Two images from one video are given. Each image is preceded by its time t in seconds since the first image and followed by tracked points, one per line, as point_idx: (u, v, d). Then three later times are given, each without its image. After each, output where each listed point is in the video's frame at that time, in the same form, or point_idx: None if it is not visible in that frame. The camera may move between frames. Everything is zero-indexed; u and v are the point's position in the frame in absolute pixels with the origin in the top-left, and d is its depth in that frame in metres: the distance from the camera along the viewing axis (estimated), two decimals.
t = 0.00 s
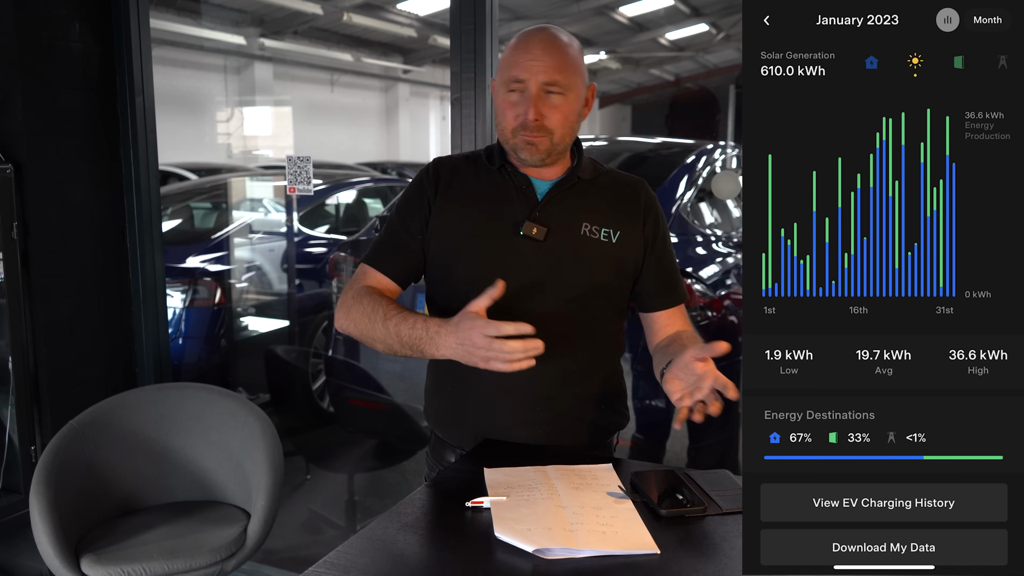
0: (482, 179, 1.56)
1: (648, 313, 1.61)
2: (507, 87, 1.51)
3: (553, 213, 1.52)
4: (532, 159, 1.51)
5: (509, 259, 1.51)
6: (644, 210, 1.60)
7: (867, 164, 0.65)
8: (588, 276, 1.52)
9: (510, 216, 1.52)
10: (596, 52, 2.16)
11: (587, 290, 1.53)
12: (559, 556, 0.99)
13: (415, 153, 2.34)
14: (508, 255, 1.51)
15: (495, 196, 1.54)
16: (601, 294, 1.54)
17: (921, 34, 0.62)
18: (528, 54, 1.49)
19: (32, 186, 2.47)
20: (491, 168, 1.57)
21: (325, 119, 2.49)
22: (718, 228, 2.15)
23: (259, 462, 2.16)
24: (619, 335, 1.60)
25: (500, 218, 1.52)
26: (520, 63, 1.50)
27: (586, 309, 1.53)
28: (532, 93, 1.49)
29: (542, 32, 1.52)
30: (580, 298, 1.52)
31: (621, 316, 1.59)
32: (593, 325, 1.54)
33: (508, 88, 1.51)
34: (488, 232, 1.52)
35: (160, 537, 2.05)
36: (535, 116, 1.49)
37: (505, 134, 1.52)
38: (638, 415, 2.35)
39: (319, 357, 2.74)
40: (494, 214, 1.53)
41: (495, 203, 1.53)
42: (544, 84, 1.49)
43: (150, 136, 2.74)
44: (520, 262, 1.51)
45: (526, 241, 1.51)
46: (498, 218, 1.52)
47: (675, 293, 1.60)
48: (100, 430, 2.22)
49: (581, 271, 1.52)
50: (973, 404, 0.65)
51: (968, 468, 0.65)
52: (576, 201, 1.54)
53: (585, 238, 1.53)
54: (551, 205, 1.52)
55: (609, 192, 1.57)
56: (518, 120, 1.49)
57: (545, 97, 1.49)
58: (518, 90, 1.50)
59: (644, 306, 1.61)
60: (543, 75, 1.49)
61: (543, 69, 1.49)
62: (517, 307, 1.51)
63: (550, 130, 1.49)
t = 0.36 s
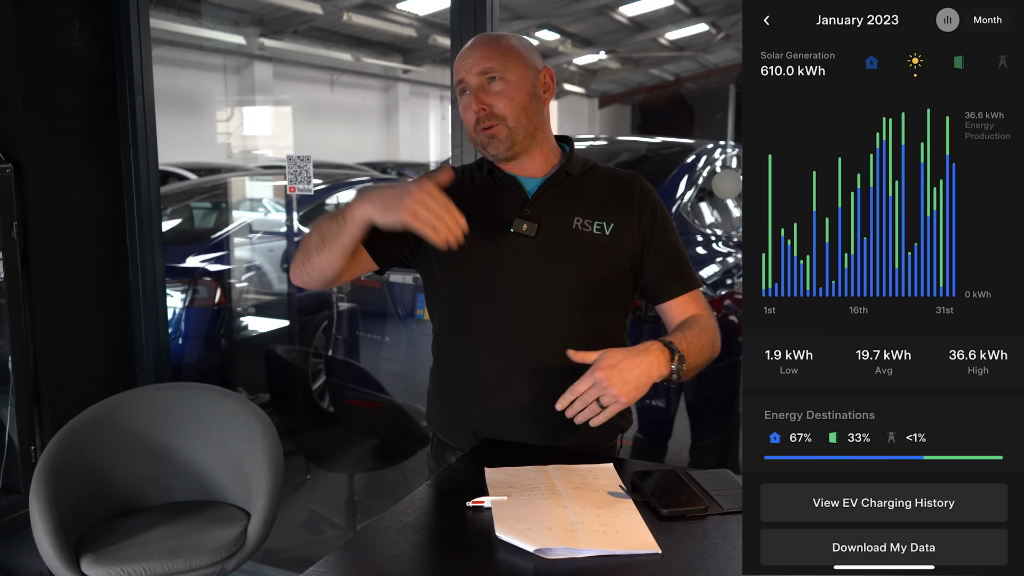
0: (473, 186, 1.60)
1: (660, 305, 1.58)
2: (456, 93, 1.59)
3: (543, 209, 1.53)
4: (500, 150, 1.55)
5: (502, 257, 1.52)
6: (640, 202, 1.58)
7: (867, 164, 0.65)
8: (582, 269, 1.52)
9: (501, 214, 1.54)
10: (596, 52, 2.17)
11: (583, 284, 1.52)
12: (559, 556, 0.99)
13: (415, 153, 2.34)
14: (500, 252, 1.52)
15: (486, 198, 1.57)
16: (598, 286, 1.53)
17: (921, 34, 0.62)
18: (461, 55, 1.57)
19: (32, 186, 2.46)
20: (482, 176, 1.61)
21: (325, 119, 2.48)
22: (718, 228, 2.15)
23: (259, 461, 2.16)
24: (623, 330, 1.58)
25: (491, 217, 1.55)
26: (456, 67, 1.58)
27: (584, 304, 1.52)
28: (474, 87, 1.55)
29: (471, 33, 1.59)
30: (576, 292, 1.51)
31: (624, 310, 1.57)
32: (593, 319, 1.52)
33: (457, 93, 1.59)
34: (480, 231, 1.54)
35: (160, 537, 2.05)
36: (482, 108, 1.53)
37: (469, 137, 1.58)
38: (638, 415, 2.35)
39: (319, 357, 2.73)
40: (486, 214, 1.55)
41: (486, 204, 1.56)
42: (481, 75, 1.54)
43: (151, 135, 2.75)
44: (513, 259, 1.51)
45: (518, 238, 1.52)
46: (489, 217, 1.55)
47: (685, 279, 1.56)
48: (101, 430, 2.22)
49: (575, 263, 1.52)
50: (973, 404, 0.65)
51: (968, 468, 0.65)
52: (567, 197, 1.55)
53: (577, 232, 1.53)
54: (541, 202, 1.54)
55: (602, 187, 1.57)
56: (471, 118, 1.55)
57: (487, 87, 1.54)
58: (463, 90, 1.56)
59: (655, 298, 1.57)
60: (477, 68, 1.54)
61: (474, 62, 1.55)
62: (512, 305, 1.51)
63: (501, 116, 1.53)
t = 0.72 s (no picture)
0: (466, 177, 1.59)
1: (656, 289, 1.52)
2: (489, 78, 1.57)
3: (535, 202, 1.54)
4: (519, 147, 1.54)
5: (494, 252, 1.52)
6: (633, 193, 1.58)
7: (866, 164, 0.65)
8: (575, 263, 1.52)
9: (493, 207, 1.54)
10: (596, 52, 2.17)
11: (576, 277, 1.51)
12: (560, 556, 0.99)
13: (415, 153, 2.34)
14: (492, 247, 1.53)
15: (480, 189, 1.57)
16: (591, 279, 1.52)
17: (920, 33, 0.62)
18: (506, 44, 1.55)
19: (33, 186, 2.47)
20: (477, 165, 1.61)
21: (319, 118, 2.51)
22: (718, 228, 2.16)
23: (259, 462, 2.16)
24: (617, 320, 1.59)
25: (483, 211, 1.55)
26: (499, 54, 1.55)
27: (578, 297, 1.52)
28: (513, 81, 1.54)
29: (519, 26, 1.57)
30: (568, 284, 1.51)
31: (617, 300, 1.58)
32: (585, 311, 1.53)
33: (490, 78, 1.56)
34: (473, 225, 1.55)
35: (161, 537, 2.05)
36: (518, 104, 1.53)
37: (491, 124, 1.56)
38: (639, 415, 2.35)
39: (319, 358, 2.73)
40: (478, 207, 1.55)
41: (478, 197, 1.56)
42: (525, 72, 1.54)
43: (152, 137, 2.72)
44: (506, 254, 1.52)
45: (510, 232, 1.52)
46: (481, 211, 1.55)
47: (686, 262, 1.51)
48: (102, 430, 2.22)
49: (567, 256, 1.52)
50: (973, 404, 0.65)
51: (968, 468, 0.65)
52: (559, 189, 1.55)
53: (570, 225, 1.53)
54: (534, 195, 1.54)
55: (595, 179, 1.57)
56: (501, 110, 1.54)
57: (526, 85, 1.54)
58: (500, 80, 1.55)
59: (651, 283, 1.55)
60: (524, 64, 1.54)
61: (522, 57, 1.54)
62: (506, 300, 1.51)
63: (533, 118, 1.53)
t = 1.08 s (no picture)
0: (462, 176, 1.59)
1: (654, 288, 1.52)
2: (485, 73, 1.53)
3: (532, 202, 1.53)
4: (517, 145, 1.53)
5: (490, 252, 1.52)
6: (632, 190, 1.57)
7: (867, 164, 0.65)
8: (573, 262, 1.52)
9: (490, 208, 1.54)
10: (596, 52, 2.17)
11: (572, 277, 1.51)
12: (562, 556, 1.00)
13: (416, 153, 2.34)
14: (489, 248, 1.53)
15: (476, 189, 1.56)
16: (588, 279, 1.52)
17: (921, 34, 0.62)
18: (504, 38, 1.52)
19: (36, 187, 2.48)
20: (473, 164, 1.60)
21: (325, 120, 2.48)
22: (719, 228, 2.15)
23: (261, 462, 2.16)
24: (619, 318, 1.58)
25: (480, 212, 1.54)
26: (497, 49, 1.52)
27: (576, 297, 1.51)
28: (511, 78, 1.51)
29: (516, 18, 1.54)
30: (563, 283, 1.51)
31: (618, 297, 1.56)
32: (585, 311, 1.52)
33: (486, 74, 1.53)
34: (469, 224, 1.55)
35: (163, 537, 2.05)
36: (516, 101, 1.50)
37: (487, 121, 1.53)
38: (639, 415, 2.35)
39: (321, 358, 2.73)
40: (474, 206, 1.55)
41: (473, 197, 1.56)
42: (523, 68, 1.51)
43: (154, 134, 2.73)
44: (504, 255, 1.52)
45: (506, 232, 1.52)
46: (478, 210, 1.55)
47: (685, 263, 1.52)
48: (103, 430, 2.22)
49: (565, 256, 1.51)
50: (973, 404, 0.65)
51: (967, 468, 0.65)
52: (556, 188, 1.54)
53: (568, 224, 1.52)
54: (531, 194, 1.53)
55: (593, 175, 1.56)
56: (499, 107, 1.51)
57: (525, 81, 1.52)
58: (498, 76, 1.52)
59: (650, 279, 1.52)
60: (523, 60, 1.51)
61: (522, 53, 1.51)
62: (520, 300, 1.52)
63: (532, 115, 1.51)
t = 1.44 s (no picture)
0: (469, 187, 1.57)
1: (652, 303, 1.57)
2: (494, 76, 1.51)
3: (541, 214, 1.52)
4: (527, 151, 1.51)
5: (498, 266, 1.52)
6: (641, 202, 1.58)
7: (867, 164, 0.65)
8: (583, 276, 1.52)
9: (499, 221, 1.53)
10: (596, 52, 2.17)
11: (580, 290, 1.52)
12: (566, 556, 1.00)
13: (416, 153, 2.34)
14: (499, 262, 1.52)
15: (483, 201, 1.55)
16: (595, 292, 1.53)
17: (921, 33, 0.62)
18: (514, 41, 1.49)
19: (38, 187, 2.49)
20: (477, 170, 1.57)
21: (326, 119, 2.53)
22: (719, 228, 2.15)
23: (263, 462, 2.16)
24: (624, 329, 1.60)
25: (489, 225, 1.54)
26: (507, 53, 1.49)
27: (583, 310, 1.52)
28: (522, 83, 1.49)
29: (526, 18, 1.50)
30: (572, 296, 1.51)
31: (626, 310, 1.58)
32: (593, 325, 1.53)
33: (496, 79, 1.50)
34: (477, 238, 1.54)
35: (165, 536, 2.05)
36: (528, 108, 1.48)
37: (497, 127, 1.51)
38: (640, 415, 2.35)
39: (322, 358, 2.73)
40: (481, 219, 1.54)
41: (481, 209, 1.55)
42: (535, 73, 1.49)
43: (156, 136, 2.74)
44: (513, 267, 1.51)
45: (514, 246, 1.51)
46: (485, 223, 1.54)
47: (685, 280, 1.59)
48: (104, 430, 2.22)
49: (575, 269, 1.52)
50: (972, 404, 0.65)
51: (968, 468, 0.66)
52: (565, 200, 1.54)
53: (577, 237, 1.52)
54: (539, 206, 1.53)
55: (601, 186, 1.56)
56: (510, 113, 1.49)
57: (535, 86, 1.49)
58: (508, 80, 1.49)
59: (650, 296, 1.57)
60: (536, 65, 1.48)
61: (534, 57, 1.48)
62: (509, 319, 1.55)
63: (543, 121, 1.49)
